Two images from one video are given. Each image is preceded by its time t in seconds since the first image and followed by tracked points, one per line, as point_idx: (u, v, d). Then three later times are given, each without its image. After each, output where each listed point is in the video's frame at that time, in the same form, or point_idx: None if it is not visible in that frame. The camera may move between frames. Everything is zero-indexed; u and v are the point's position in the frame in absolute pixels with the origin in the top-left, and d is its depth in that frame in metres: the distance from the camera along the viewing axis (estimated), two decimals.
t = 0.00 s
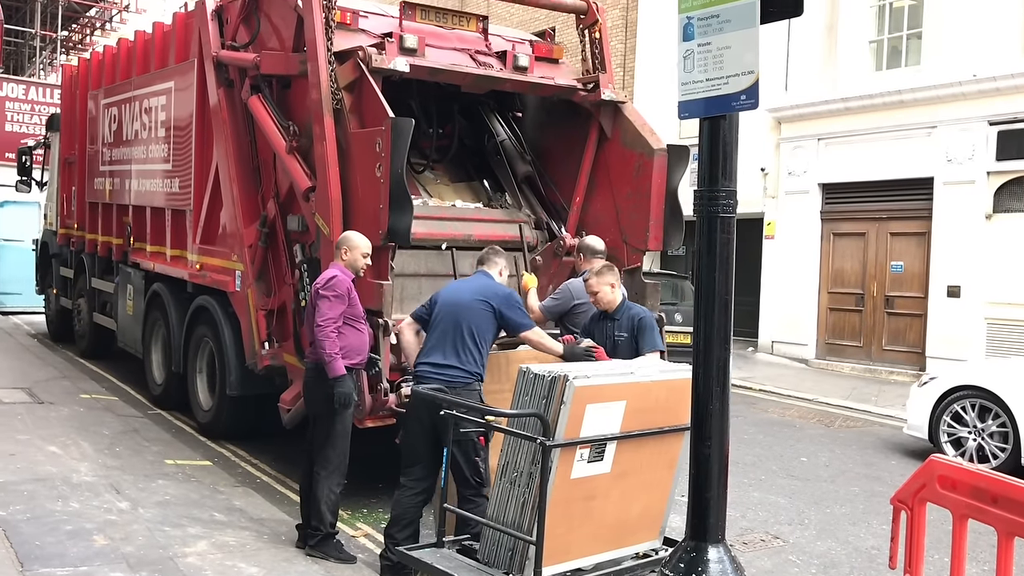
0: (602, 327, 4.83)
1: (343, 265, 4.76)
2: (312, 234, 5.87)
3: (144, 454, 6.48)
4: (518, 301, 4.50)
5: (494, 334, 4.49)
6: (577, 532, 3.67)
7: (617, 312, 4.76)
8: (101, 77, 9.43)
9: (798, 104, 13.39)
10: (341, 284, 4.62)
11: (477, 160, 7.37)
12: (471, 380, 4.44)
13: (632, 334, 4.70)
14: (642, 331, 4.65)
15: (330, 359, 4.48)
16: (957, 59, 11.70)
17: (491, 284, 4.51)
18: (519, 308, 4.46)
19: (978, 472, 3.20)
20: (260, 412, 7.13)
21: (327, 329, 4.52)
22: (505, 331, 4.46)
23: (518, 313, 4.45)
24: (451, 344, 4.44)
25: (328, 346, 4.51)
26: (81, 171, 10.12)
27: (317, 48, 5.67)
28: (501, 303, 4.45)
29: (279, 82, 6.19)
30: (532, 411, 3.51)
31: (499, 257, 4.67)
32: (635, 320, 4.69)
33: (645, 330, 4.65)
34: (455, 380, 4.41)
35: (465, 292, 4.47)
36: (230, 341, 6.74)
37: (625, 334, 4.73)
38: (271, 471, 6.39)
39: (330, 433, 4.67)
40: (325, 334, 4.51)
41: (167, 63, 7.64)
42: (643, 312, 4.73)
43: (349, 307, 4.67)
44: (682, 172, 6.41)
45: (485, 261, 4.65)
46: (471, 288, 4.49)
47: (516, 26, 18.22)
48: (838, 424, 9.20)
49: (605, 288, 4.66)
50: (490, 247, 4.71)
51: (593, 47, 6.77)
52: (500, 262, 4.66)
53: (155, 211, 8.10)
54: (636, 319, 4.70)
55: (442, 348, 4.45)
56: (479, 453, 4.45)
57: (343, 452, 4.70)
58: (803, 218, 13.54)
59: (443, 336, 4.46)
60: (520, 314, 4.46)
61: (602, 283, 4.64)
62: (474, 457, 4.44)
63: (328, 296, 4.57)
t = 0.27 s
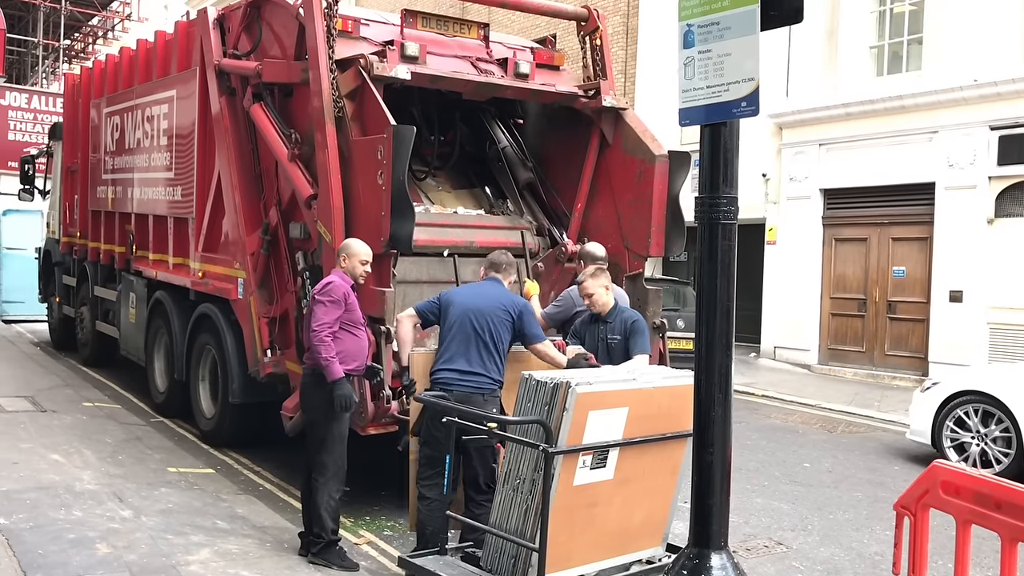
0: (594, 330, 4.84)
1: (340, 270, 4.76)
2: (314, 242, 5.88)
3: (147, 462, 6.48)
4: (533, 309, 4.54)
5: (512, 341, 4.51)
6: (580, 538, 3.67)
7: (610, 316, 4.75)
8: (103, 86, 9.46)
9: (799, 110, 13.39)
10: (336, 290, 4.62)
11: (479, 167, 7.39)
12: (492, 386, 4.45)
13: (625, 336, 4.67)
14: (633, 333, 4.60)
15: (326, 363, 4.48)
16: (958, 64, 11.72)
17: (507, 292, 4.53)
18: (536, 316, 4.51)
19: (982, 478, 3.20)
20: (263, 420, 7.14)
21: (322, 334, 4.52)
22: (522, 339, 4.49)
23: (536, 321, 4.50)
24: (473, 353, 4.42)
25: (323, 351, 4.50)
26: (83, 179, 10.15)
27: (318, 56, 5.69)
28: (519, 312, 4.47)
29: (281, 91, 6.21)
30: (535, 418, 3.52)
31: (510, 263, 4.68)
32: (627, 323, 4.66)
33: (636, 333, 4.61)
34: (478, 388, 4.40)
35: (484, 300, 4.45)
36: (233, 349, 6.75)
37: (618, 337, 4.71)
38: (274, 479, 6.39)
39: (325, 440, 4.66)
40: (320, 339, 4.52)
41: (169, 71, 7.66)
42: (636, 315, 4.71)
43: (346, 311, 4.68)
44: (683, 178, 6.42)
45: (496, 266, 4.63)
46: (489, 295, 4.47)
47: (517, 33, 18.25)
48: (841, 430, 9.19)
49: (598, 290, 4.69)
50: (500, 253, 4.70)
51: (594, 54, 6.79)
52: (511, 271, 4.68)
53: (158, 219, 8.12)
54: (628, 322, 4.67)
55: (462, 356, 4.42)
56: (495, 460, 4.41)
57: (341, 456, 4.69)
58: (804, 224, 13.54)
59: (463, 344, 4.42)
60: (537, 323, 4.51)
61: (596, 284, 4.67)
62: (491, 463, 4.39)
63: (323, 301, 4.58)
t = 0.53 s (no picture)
0: (593, 335, 4.82)
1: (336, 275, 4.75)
2: (314, 247, 5.88)
3: (147, 467, 6.48)
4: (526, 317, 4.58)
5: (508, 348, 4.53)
6: (581, 542, 3.66)
7: (609, 320, 4.75)
8: (103, 91, 9.46)
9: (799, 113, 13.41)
10: (331, 295, 4.61)
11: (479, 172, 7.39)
12: (492, 393, 4.44)
13: (622, 341, 4.67)
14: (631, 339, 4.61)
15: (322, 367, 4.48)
16: (957, 67, 11.73)
17: (503, 299, 4.55)
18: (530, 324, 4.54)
19: (982, 482, 3.18)
20: (263, 425, 7.13)
21: (315, 338, 4.51)
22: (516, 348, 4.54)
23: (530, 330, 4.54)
24: (473, 358, 4.40)
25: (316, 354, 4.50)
26: (83, 185, 10.15)
27: (318, 61, 5.69)
28: (516, 319, 4.49)
29: (281, 96, 6.21)
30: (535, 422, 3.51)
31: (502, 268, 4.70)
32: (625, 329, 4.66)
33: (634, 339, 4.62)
34: (479, 395, 4.39)
35: (483, 306, 4.45)
36: (233, 354, 6.74)
37: (615, 342, 4.70)
38: (274, 484, 6.37)
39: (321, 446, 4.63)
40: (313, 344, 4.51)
41: (169, 77, 7.66)
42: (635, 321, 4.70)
43: (342, 316, 4.65)
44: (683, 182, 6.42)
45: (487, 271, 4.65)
46: (487, 302, 4.48)
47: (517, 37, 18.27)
48: (841, 434, 9.18)
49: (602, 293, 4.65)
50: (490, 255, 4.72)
51: (593, 58, 6.79)
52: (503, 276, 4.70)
53: (158, 225, 8.12)
54: (626, 327, 4.67)
55: (462, 361, 4.39)
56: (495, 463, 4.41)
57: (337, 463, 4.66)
58: (804, 227, 13.55)
59: (462, 350, 4.40)
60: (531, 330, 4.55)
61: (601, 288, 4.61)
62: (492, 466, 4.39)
63: (317, 306, 4.56)
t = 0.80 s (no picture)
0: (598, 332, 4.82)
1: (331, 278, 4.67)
2: (313, 248, 5.87)
3: (146, 468, 6.47)
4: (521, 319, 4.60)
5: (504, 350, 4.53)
6: (580, 544, 3.65)
7: (614, 320, 4.74)
8: (102, 92, 9.46)
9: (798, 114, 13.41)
10: (329, 301, 4.53)
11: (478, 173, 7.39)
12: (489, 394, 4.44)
13: (625, 341, 4.66)
14: (633, 339, 4.60)
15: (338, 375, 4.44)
16: (956, 69, 11.74)
17: (499, 302, 4.56)
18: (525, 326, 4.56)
19: (982, 482, 3.17)
20: (262, 426, 7.11)
21: (322, 348, 4.43)
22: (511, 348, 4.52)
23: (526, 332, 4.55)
24: (471, 359, 4.39)
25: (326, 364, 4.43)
26: (83, 186, 10.15)
27: (317, 62, 5.69)
28: (512, 321, 4.50)
29: (280, 96, 6.21)
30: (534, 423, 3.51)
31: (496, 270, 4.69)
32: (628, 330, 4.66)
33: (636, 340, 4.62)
34: (477, 396, 4.38)
35: (479, 308, 4.46)
36: (232, 355, 6.73)
37: (618, 341, 4.70)
38: (273, 486, 6.35)
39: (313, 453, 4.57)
40: (321, 354, 4.43)
41: (169, 77, 7.66)
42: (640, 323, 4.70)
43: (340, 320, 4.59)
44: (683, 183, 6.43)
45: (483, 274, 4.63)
46: (483, 304, 4.49)
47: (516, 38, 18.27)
48: (841, 435, 9.18)
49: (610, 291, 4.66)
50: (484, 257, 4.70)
51: (593, 59, 6.79)
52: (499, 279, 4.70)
53: (157, 225, 8.11)
54: (630, 327, 4.67)
55: (460, 362, 4.38)
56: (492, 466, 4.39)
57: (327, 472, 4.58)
58: (803, 228, 13.55)
59: (459, 351, 4.39)
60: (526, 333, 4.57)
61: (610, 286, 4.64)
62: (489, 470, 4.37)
63: (317, 315, 4.47)
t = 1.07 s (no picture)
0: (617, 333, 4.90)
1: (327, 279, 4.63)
2: (313, 247, 5.87)
3: (145, 467, 6.47)
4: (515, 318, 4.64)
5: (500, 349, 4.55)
6: (580, 544, 3.66)
7: (633, 321, 4.81)
8: (102, 90, 9.46)
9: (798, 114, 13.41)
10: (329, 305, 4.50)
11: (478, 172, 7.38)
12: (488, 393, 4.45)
13: (644, 344, 4.74)
14: (654, 346, 4.69)
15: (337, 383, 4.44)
16: (957, 69, 11.74)
17: (494, 301, 4.59)
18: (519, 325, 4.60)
19: (982, 483, 3.17)
20: (262, 425, 7.11)
21: (321, 353, 4.41)
22: (502, 349, 4.58)
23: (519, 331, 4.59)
24: (471, 358, 4.40)
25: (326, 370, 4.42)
26: (83, 184, 10.14)
27: (318, 61, 5.69)
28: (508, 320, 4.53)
29: (280, 95, 6.20)
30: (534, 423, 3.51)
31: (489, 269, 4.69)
32: (646, 334, 4.73)
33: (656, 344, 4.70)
34: (477, 395, 4.39)
35: (476, 307, 4.48)
36: (231, 354, 6.73)
37: (636, 343, 4.77)
38: (272, 485, 6.35)
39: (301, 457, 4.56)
40: (321, 358, 4.41)
41: (169, 76, 7.65)
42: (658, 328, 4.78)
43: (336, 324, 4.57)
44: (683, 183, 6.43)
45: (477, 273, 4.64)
46: (479, 303, 4.51)
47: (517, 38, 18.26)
48: (841, 435, 9.17)
49: (628, 292, 4.76)
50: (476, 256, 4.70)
51: (593, 58, 6.78)
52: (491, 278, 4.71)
53: (157, 224, 8.11)
54: (649, 332, 4.74)
55: (460, 361, 4.38)
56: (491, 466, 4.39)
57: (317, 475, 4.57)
58: (803, 228, 13.55)
59: (459, 350, 4.39)
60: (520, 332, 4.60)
61: (628, 287, 4.75)
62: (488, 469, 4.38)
63: (318, 320, 4.43)
